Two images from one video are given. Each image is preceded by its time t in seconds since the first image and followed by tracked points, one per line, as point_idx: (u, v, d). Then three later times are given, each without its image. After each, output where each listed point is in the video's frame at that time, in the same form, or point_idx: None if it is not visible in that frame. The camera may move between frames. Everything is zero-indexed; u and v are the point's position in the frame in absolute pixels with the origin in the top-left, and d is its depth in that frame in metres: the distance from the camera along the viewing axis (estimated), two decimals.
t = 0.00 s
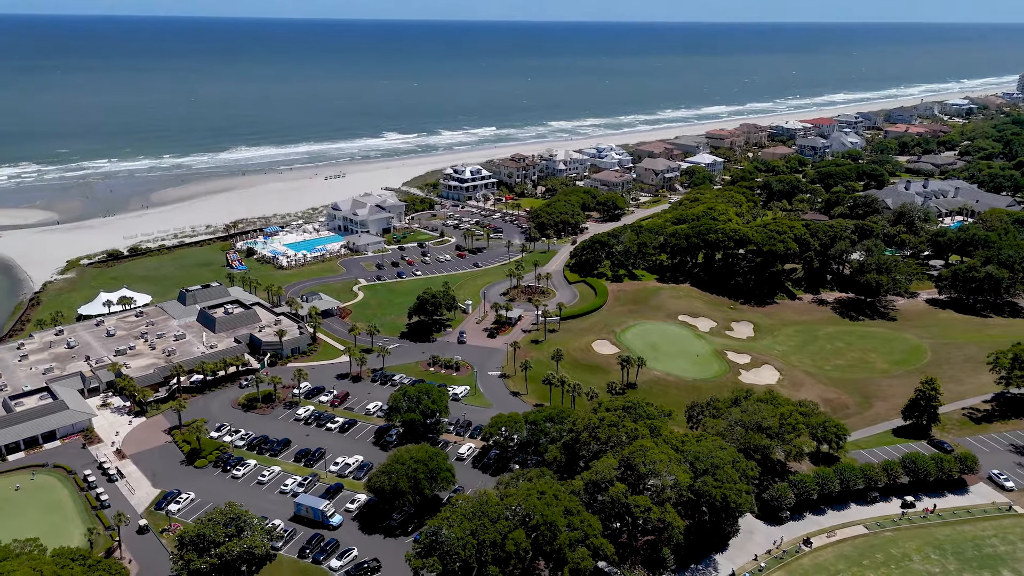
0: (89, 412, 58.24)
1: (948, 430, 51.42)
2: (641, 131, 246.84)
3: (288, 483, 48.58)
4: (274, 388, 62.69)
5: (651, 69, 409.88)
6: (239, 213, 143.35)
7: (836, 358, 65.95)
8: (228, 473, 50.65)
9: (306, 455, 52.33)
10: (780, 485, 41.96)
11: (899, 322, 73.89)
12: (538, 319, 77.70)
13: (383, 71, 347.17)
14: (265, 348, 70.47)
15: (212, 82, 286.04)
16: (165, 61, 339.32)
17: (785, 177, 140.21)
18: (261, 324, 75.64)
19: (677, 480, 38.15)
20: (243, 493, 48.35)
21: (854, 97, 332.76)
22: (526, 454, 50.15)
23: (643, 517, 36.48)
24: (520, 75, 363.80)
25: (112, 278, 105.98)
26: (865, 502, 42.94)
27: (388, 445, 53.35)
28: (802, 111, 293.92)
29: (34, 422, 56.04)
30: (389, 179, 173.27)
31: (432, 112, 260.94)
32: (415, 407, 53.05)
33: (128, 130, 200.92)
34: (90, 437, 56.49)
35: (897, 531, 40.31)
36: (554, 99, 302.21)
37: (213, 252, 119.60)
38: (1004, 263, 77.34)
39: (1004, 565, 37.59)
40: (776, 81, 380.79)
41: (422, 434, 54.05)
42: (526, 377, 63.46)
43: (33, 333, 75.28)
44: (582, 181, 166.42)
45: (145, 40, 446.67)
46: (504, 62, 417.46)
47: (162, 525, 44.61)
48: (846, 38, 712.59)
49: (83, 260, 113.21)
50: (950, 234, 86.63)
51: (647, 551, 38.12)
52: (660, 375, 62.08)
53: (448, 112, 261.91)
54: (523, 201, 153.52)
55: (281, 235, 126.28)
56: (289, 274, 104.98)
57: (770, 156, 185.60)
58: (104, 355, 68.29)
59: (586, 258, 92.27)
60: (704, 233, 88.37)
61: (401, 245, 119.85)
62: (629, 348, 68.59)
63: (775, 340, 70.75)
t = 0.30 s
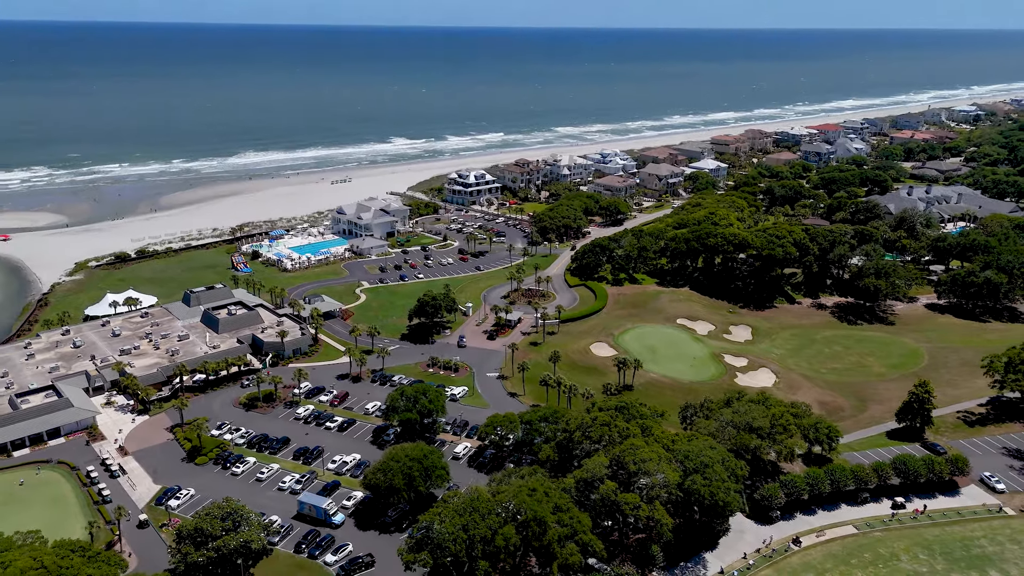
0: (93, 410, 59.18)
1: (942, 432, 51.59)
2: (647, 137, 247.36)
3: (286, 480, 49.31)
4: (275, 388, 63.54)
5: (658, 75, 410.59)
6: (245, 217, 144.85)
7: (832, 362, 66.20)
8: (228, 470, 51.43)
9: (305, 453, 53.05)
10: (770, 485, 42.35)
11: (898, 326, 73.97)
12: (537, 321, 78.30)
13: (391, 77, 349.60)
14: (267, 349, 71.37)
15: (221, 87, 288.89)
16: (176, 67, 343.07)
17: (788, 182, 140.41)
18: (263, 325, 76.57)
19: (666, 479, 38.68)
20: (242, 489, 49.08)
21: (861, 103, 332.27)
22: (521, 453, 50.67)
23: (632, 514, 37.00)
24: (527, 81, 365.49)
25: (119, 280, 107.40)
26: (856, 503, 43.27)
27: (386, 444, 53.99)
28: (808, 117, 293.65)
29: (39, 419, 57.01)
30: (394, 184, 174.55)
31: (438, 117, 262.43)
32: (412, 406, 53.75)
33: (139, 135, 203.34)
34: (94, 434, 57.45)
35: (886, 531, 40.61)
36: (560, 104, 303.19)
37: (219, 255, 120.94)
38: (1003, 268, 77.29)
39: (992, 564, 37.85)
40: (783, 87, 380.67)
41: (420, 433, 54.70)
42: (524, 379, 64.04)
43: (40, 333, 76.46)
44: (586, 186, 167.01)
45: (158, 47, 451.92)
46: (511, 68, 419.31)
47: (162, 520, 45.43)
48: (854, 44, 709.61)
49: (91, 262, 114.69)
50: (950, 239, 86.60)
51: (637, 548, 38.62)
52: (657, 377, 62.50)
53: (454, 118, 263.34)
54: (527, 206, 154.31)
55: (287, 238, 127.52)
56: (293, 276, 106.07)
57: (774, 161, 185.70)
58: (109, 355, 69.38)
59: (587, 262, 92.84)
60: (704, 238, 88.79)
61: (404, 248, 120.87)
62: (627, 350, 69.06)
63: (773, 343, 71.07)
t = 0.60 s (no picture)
0: (97, 408, 60.17)
1: (936, 435, 51.78)
2: (653, 143, 247.83)
3: (285, 477, 50.09)
4: (276, 388, 64.40)
5: (665, 81, 411.40)
6: (252, 220, 146.31)
7: (830, 365, 66.44)
8: (228, 467, 52.23)
9: (304, 451, 53.79)
10: (761, 485, 42.78)
11: (897, 330, 74.09)
12: (537, 324, 78.95)
13: (398, 83, 352.02)
14: (269, 349, 72.39)
15: (230, 93, 291.84)
16: (186, 73, 346.60)
17: (791, 188, 140.60)
18: (266, 326, 77.55)
19: (655, 477, 39.28)
20: (241, 486, 49.84)
21: (868, 109, 331.85)
22: (517, 452, 51.18)
23: (621, 510, 37.56)
24: (534, 86, 367.13)
25: (126, 282, 108.85)
26: (847, 503, 43.62)
27: (383, 443, 54.72)
28: (815, 123, 293.53)
29: (44, 416, 58.00)
30: (399, 188, 175.78)
31: (445, 123, 264.13)
32: (409, 406, 54.50)
33: (148, 139, 205.79)
34: (98, 432, 58.46)
35: (876, 531, 40.92)
36: (566, 110, 304.47)
37: (225, 258, 122.30)
38: (1002, 273, 77.32)
39: (980, 565, 38.14)
40: (790, 93, 380.70)
41: (417, 433, 55.42)
42: (521, 380, 64.65)
43: (47, 333, 77.69)
44: (590, 191, 167.69)
45: (169, 53, 456.71)
46: (518, 74, 421.27)
47: (162, 515, 46.24)
48: (864, 51, 705.69)
49: (99, 264, 116.21)
50: (950, 244, 86.67)
51: (627, 545, 39.21)
52: (653, 379, 62.98)
53: (460, 124, 264.96)
54: (530, 210, 155.06)
55: (292, 242, 128.81)
56: (297, 279, 107.21)
57: (779, 167, 185.90)
58: (114, 354, 70.48)
59: (589, 265, 92.99)
60: (704, 242, 89.24)
61: (408, 252, 121.85)
62: (625, 353, 69.58)
63: (771, 347, 71.39)
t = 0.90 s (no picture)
0: (101, 406, 61.18)
1: (929, 438, 51.99)
2: (659, 149, 248.26)
3: (284, 475, 50.84)
4: (276, 388, 65.27)
5: (672, 87, 411.82)
6: (258, 224, 147.79)
7: (826, 368, 66.73)
8: (228, 465, 53.05)
9: (303, 450, 54.56)
10: (751, 485, 43.24)
11: (894, 334, 74.27)
12: (536, 327, 79.58)
13: (406, 89, 354.14)
14: (271, 350, 73.32)
15: (239, 98, 294.52)
16: (195, 78, 350.37)
17: (794, 193, 140.75)
18: (268, 327, 78.54)
19: (645, 475, 39.85)
20: (240, 483, 50.63)
21: (875, 115, 331.23)
22: (511, 452, 51.83)
23: (610, 508, 38.18)
24: (540, 92, 368.28)
25: (132, 284, 110.27)
26: (837, 504, 44.01)
27: (381, 442, 55.44)
28: (821, 129, 293.24)
29: (50, 413, 59.06)
30: (404, 193, 177.06)
31: (450, 128, 265.58)
32: (406, 406, 55.24)
33: (158, 144, 208.22)
34: (102, 430, 59.45)
35: (865, 531, 41.28)
36: (572, 116, 305.45)
37: (231, 260, 123.63)
38: (1002, 278, 77.33)
39: (968, 565, 38.35)
40: (797, 99, 380.55)
41: (415, 433, 56.08)
42: (519, 382, 65.26)
43: (54, 333, 79.00)
44: (594, 196, 168.38)
45: (180, 59, 462.05)
46: (525, 79, 422.86)
47: (162, 511, 47.04)
48: (871, 58, 703.35)
49: (107, 266, 117.79)
50: (950, 249, 86.68)
51: (618, 543, 39.73)
52: (650, 381, 63.46)
53: (466, 129, 266.32)
54: (534, 215, 155.84)
55: (297, 245, 130.02)
56: (300, 282, 108.28)
57: (783, 173, 185.95)
58: (119, 354, 71.62)
59: (589, 269, 92.91)
60: (704, 246, 89.65)
61: (411, 255, 122.80)
62: (623, 355, 70.07)
63: (768, 350, 71.68)
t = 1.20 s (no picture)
0: (106, 404, 62.19)
1: (923, 441, 52.22)
2: (664, 154, 248.80)
3: (282, 472, 51.57)
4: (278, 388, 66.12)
5: (678, 93, 412.48)
6: (264, 228, 149.34)
7: (823, 372, 66.97)
8: (229, 462, 53.88)
9: (302, 448, 55.34)
10: (743, 485, 43.70)
11: (893, 339, 74.42)
12: (535, 329, 80.21)
13: (413, 94, 356.53)
14: (273, 351, 74.22)
15: (249, 104, 297.13)
16: (206, 84, 353.89)
17: (797, 199, 140.97)
18: (271, 329, 79.49)
19: (635, 473, 40.37)
20: (240, 480, 51.43)
21: (882, 121, 330.66)
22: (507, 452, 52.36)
23: (600, 505, 38.73)
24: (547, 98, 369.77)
25: (139, 285, 111.71)
26: (828, 505, 44.39)
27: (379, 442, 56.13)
28: (827, 135, 293.00)
29: (55, 411, 60.08)
30: (409, 197, 178.32)
31: (457, 134, 267.11)
32: (404, 406, 55.97)
33: (169, 149, 210.63)
34: (106, 428, 60.41)
35: (854, 532, 41.63)
36: (578, 121, 306.63)
37: (236, 263, 124.98)
38: (1001, 283, 77.38)
39: (956, 565, 38.61)
40: (803, 105, 380.32)
41: (413, 432, 56.79)
42: (517, 383, 65.85)
43: (62, 333, 80.29)
44: (598, 201, 169.11)
45: (191, 65, 466.42)
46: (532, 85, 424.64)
47: (163, 506, 47.89)
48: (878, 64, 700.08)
49: (115, 269, 119.37)
50: (950, 255, 86.74)
51: (608, 541, 40.33)
52: (647, 384, 63.92)
53: (472, 134, 267.75)
54: (538, 219, 156.65)
55: (302, 248, 131.28)
56: (304, 284, 109.40)
57: (787, 178, 186.09)
58: (125, 354, 72.74)
59: (590, 273, 93.62)
60: (704, 250, 90.08)
61: (414, 259, 123.79)
62: (621, 357, 70.56)
63: (766, 354, 72.03)
